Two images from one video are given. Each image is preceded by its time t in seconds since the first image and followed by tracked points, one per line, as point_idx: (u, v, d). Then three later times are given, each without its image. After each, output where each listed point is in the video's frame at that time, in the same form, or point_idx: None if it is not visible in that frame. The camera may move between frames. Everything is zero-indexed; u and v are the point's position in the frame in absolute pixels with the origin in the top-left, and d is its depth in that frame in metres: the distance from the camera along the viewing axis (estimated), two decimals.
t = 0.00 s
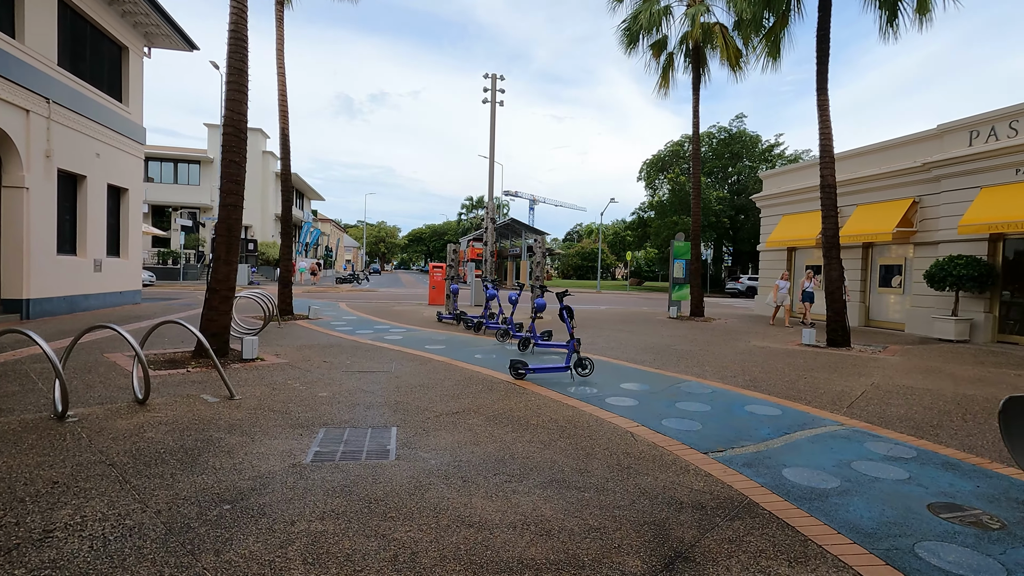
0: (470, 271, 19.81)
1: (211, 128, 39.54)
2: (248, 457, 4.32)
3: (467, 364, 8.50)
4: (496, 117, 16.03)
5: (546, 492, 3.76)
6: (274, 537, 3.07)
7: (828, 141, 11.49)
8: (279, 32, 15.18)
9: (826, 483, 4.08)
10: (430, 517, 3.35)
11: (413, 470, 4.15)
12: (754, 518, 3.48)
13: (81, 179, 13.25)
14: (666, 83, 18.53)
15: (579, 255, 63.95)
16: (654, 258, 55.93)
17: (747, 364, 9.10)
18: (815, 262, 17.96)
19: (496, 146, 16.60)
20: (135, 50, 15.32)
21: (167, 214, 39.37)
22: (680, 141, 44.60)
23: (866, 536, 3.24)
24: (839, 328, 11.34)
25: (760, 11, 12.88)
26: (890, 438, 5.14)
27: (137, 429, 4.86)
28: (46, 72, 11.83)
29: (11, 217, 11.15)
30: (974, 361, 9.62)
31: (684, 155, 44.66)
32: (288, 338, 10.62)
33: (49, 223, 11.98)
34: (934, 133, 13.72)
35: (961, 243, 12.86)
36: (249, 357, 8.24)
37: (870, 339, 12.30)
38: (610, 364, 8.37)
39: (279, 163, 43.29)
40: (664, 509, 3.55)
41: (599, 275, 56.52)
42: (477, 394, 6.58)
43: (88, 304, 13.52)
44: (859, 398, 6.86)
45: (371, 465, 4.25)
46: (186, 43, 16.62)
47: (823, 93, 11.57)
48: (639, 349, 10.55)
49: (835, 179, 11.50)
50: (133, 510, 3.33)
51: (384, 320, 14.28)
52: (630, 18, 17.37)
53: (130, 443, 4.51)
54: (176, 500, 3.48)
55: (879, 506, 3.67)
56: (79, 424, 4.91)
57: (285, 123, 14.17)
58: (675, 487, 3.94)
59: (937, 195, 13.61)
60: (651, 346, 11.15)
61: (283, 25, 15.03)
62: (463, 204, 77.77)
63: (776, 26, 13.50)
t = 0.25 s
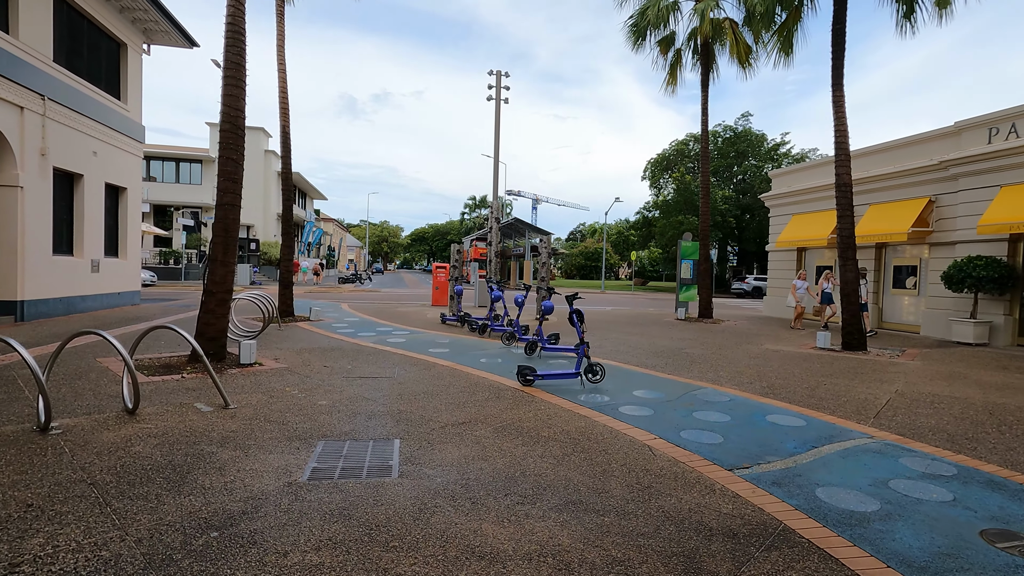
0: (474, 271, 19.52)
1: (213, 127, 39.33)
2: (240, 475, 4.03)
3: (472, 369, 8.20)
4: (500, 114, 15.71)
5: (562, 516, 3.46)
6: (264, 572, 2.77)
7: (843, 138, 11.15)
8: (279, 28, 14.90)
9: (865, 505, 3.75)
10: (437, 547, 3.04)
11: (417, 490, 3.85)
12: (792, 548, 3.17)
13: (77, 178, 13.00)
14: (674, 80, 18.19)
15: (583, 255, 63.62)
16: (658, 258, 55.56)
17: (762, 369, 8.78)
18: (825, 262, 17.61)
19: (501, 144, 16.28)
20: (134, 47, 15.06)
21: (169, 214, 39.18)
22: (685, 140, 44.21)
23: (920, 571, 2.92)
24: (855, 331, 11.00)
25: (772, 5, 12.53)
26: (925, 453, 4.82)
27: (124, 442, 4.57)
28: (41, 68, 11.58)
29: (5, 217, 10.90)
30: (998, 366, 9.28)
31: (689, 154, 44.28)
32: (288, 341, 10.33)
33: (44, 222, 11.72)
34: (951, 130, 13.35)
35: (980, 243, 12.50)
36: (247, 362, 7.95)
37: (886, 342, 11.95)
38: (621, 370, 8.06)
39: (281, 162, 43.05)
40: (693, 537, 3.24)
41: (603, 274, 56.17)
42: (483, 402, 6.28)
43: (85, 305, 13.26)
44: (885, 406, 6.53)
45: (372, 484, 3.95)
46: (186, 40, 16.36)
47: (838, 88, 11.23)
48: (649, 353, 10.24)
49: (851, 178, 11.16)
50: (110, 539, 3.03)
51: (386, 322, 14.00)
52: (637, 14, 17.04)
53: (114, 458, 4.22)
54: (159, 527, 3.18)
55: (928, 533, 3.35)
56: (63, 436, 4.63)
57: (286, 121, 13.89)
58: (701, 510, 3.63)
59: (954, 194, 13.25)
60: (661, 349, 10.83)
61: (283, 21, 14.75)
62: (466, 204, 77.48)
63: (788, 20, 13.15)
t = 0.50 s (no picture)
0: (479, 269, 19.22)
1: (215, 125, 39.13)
2: (233, 486, 3.74)
3: (479, 370, 7.90)
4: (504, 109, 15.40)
5: (583, 535, 3.16)
6: None
7: (860, 132, 10.81)
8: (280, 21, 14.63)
9: (913, 522, 3.44)
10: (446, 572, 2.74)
11: (423, 503, 3.56)
12: (839, 573, 2.86)
13: (75, 174, 12.75)
14: (682, 74, 17.84)
15: (587, 254, 63.27)
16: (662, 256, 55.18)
17: (780, 370, 8.45)
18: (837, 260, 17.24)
19: (505, 140, 15.98)
20: (133, 41, 14.81)
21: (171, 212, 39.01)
22: (691, 137, 43.82)
23: None
24: (873, 331, 10.66)
25: None
26: (966, 462, 4.50)
27: (110, 450, 4.29)
28: (37, 61, 11.33)
29: None
30: None
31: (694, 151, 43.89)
32: (288, 341, 10.04)
33: (40, 219, 11.47)
34: (969, 123, 12.98)
35: (1000, 240, 12.14)
36: (245, 362, 7.67)
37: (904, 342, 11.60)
38: (633, 371, 7.75)
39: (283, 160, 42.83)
40: (728, 560, 2.93)
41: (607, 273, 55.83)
42: (492, 405, 5.99)
43: (83, 304, 13.02)
44: (914, 410, 6.20)
45: (374, 497, 3.66)
46: (186, 34, 16.11)
47: (855, 80, 10.89)
48: (660, 353, 9.93)
49: (868, 172, 10.82)
50: (86, 562, 2.74)
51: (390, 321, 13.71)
52: (645, 7, 16.71)
53: (98, 468, 3.94)
54: (140, 548, 2.89)
55: (987, 556, 3.04)
56: (47, 443, 4.35)
57: (287, 115, 13.61)
58: (734, 528, 3.32)
59: (973, 190, 12.89)
60: (672, 349, 10.52)
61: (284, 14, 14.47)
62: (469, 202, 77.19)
63: (802, 11, 12.80)
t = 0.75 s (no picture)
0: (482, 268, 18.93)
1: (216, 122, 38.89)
2: (223, 505, 3.46)
3: (484, 373, 7.61)
4: (508, 104, 15.08)
5: (604, 564, 2.87)
6: None
7: (876, 126, 10.48)
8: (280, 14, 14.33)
9: (964, 547, 3.14)
10: None
11: (428, 525, 3.27)
12: None
13: (70, 170, 12.48)
14: (689, 69, 17.49)
15: (589, 251, 62.91)
16: (666, 254, 54.81)
17: (795, 373, 8.16)
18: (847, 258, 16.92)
19: (509, 136, 15.66)
20: (130, 35, 14.53)
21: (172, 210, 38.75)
22: (694, 134, 43.42)
23: None
24: (889, 331, 10.34)
25: None
26: (1009, 476, 4.20)
27: (93, 463, 4.02)
28: (30, 55, 11.05)
29: None
30: None
31: (698, 148, 43.48)
32: (287, 342, 9.76)
33: (34, 217, 11.21)
34: (987, 118, 12.64)
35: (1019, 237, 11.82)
36: (241, 365, 7.39)
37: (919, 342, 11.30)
38: (644, 374, 7.45)
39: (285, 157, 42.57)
40: None
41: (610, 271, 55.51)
42: (499, 412, 5.71)
43: (79, 304, 12.76)
44: (942, 416, 5.90)
45: (375, 517, 3.37)
46: (184, 28, 15.83)
47: (871, 72, 10.55)
48: (670, 355, 9.63)
49: (884, 168, 10.48)
50: None
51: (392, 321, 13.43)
52: None
53: (78, 483, 3.67)
54: None
55: None
56: (25, 455, 4.08)
57: (286, 111, 13.32)
58: (769, 554, 3.02)
59: (990, 186, 12.57)
60: (682, 350, 10.22)
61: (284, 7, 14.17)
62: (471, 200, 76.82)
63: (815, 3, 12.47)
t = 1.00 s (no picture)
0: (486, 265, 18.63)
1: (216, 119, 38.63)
2: (212, 520, 3.18)
3: (491, 374, 7.31)
4: (513, 97, 14.76)
5: None
6: None
7: (894, 117, 10.14)
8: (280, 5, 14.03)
9: None
10: None
11: (435, 544, 2.98)
12: None
13: (66, 165, 12.22)
14: (697, 62, 17.14)
15: (593, 250, 62.54)
16: (670, 252, 54.41)
17: (815, 373, 7.84)
18: (859, 256, 16.57)
19: (514, 131, 15.33)
20: (127, 28, 14.25)
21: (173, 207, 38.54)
22: (699, 130, 43.01)
23: None
24: (907, 330, 10.01)
25: None
26: None
27: (74, 472, 3.73)
28: (23, 46, 10.77)
29: None
30: None
31: (703, 145, 43.06)
32: (287, 341, 9.47)
33: (28, 212, 10.96)
34: (1007, 111, 12.27)
35: None
36: (238, 366, 7.11)
37: (937, 341, 10.96)
38: (658, 375, 7.14)
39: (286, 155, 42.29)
40: None
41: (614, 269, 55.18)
42: (508, 415, 5.41)
43: (75, 302, 12.50)
44: (975, 420, 5.58)
45: (377, 534, 3.08)
46: (183, 21, 15.55)
47: (889, 62, 10.21)
48: (682, 354, 9.33)
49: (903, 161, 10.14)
50: None
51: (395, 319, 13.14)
52: None
53: (55, 496, 3.39)
54: None
55: None
56: (2, 464, 3.79)
57: (286, 104, 13.02)
58: None
59: (1010, 181, 12.21)
60: (693, 350, 9.92)
61: None
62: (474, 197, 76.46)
63: None
